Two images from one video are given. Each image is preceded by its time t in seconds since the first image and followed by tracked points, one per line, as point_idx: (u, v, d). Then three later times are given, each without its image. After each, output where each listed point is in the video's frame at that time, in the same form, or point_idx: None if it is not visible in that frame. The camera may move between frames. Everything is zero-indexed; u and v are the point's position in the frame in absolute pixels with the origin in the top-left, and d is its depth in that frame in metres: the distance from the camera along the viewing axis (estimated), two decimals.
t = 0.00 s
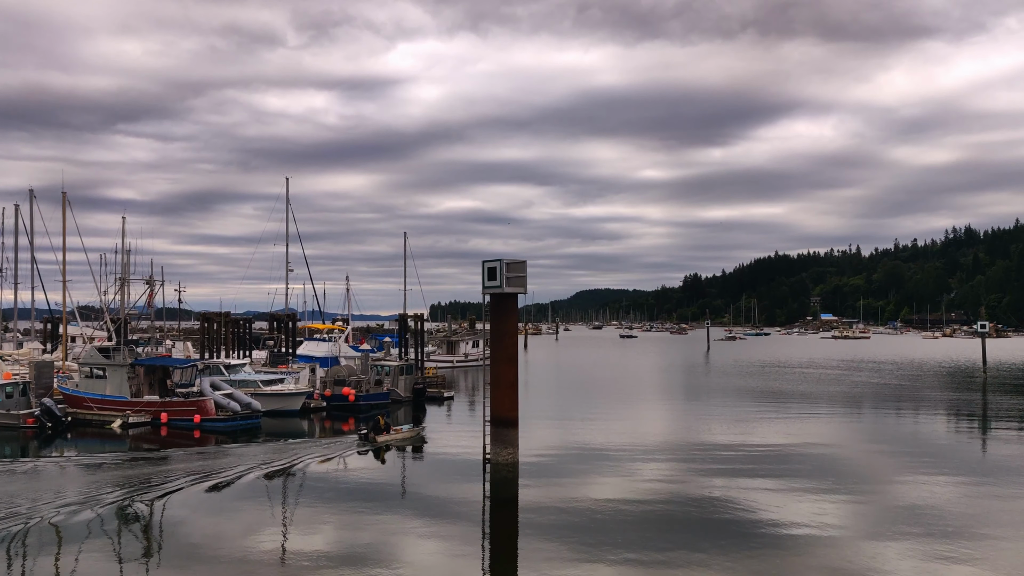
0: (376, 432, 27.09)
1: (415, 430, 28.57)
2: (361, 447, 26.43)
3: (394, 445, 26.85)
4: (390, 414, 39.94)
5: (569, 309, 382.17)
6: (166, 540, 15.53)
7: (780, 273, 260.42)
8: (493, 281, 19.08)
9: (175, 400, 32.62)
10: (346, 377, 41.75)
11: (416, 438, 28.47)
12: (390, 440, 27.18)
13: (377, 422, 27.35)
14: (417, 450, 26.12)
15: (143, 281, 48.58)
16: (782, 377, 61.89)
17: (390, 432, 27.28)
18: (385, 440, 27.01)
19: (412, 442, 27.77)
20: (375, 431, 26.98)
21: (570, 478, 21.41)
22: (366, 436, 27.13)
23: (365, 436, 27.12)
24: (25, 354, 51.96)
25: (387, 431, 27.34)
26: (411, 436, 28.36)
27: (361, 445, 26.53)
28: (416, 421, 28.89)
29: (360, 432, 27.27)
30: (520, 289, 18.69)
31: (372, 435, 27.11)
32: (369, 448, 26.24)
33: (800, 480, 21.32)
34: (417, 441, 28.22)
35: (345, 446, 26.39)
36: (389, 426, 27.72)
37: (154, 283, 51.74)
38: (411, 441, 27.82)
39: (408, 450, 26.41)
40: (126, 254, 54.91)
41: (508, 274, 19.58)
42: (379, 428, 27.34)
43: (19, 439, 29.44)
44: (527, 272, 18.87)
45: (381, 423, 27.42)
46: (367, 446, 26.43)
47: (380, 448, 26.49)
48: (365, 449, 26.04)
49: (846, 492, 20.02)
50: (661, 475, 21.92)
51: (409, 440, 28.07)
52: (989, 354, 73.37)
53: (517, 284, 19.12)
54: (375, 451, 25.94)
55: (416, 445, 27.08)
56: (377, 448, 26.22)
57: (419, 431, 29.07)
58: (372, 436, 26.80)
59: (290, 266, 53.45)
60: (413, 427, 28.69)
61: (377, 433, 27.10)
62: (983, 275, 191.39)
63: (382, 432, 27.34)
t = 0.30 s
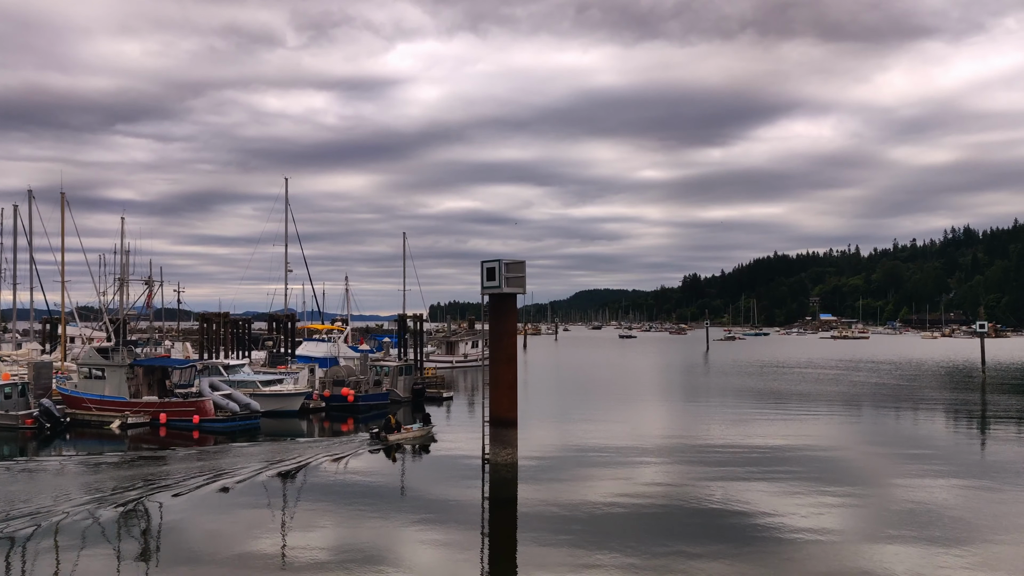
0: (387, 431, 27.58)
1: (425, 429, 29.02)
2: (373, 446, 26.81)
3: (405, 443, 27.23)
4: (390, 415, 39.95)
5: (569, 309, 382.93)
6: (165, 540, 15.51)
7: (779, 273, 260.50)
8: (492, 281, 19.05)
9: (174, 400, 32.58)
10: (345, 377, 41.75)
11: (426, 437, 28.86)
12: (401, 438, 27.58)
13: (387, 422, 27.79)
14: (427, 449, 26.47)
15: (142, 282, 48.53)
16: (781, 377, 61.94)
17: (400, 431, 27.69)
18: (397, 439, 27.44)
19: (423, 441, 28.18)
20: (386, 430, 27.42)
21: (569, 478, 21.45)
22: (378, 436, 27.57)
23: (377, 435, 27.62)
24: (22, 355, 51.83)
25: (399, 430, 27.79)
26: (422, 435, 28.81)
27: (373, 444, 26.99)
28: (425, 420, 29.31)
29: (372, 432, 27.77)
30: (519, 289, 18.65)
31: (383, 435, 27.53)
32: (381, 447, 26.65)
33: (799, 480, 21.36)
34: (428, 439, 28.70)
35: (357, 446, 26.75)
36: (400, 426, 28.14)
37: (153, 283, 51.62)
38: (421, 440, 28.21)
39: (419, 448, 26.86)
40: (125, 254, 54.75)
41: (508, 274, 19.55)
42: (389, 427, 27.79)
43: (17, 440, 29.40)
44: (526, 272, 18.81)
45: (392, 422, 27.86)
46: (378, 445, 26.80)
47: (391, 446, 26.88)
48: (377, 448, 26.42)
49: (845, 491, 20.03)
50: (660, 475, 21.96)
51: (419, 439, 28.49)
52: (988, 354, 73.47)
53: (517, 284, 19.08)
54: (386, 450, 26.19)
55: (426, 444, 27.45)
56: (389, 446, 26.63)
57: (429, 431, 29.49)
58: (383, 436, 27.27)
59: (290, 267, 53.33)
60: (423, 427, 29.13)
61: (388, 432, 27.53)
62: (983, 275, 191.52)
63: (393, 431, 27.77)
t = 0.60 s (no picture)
0: (398, 429, 27.89)
1: (436, 428, 29.31)
2: (384, 445, 27.11)
3: (416, 442, 27.50)
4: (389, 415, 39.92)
5: (569, 309, 383.14)
6: (164, 540, 15.52)
7: (778, 273, 260.61)
8: (491, 282, 19.02)
9: (173, 400, 32.50)
10: (344, 377, 41.82)
11: (436, 436, 29.13)
12: (411, 437, 27.85)
13: (399, 421, 28.06)
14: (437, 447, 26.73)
15: (141, 282, 48.48)
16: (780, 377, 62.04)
17: (412, 429, 27.96)
18: (407, 438, 27.74)
19: (433, 440, 28.44)
20: (398, 429, 27.74)
21: (568, 478, 21.45)
22: (390, 434, 27.88)
23: (388, 433, 27.94)
24: (21, 355, 51.75)
25: (409, 429, 28.09)
26: (432, 434, 29.12)
27: (384, 442, 27.30)
28: (435, 418, 29.54)
29: (383, 430, 28.06)
30: (518, 290, 18.62)
31: (394, 433, 27.83)
32: (393, 446, 26.94)
33: (799, 480, 21.36)
34: (438, 438, 29.00)
35: (369, 445, 27.05)
36: (411, 425, 28.41)
37: (152, 283, 51.57)
38: (432, 439, 28.51)
39: (430, 447, 27.15)
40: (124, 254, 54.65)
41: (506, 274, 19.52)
42: (400, 426, 28.09)
43: (16, 441, 29.36)
44: (525, 272, 18.79)
45: (403, 421, 28.16)
46: (389, 444, 27.10)
47: (402, 445, 27.20)
48: (387, 447, 26.71)
49: (844, 492, 20.01)
50: (660, 475, 21.96)
51: (429, 438, 28.78)
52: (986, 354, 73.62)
53: (516, 285, 19.04)
54: (396, 449, 26.44)
55: (436, 442, 27.70)
56: (401, 445, 26.92)
57: (439, 429, 29.78)
58: (394, 434, 27.58)
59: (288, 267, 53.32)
60: (434, 425, 29.40)
61: (399, 431, 27.80)
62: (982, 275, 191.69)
63: (404, 430, 28.05)
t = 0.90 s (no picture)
0: (410, 428, 28.09)
1: (445, 426, 29.50)
2: (395, 443, 27.30)
3: (426, 441, 27.68)
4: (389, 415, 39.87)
5: (569, 309, 383.46)
6: (164, 540, 15.48)
7: (778, 273, 260.68)
8: (491, 282, 18.98)
9: (172, 400, 32.48)
10: (344, 377, 41.86)
11: (445, 435, 29.29)
12: (423, 436, 28.02)
13: (411, 419, 28.18)
14: (446, 446, 26.92)
15: (140, 282, 48.47)
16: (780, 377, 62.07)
17: (423, 428, 28.12)
18: (418, 436, 27.96)
19: (443, 439, 28.65)
20: (409, 428, 27.95)
21: (568, 478, 21.45)
22: (402, 431, 28.07)
23: (399, 432, 28.15)
24: (20, 355, 51.69)
25: (420, 427, 28.30)
26: (441, 433, 29.33)
27: (395, 441, 27.52)
28: (446, 417, 29.68)
29: (395, 428, 28.25)
30: (518, 290, 18.58)
31: (406, 431, 28.02)
32: (404, 444, 27.12)
33: (798, 480, 21.37)
34: (448, 437, 29.19)
35: (380, 444, 27.24)
36: (422, 423, 28.55)
37: (151, 283, 51.54)
38: (442, 438, 28.76)
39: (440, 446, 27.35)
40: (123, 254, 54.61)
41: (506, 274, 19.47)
42: (412, 425, 28.31)
43: (15, 441, 29.32)
44: (525, 272, 18.74)
45: (415, 419, 28.36)
46: (400, 443, 27.27)
47: (413, 443, 27.43)
48: (399, 445, 26.88)
49: (842, 491, 20.09)
50: (659, 475, 21.97)
51: (439, 437, 28.98)
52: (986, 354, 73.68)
53: (516, 285, 18.99)
54: (407, 448, 26.63)
55: (445, 441, 27.86)
56: (411, 444, 27.08)
57: (448, 427, 29.95)
58: (406, 433, 27.78)
59: (288, 266, 53.32)
60: (443, 423, 29.61)
61: (410, 429, 27.95)
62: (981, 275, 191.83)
63: (415, 428, 28.26)
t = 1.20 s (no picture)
0: (420, 426, 28.15)
1: (455, 425, 29.54)
2: (407, 441, 27.46)
3: (437, 440, 27.79)
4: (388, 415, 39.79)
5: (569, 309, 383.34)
6: (163, 540, 15.43)
7: (778, 274, 260.78)
8: (491, 282, 18.97)
9: (171, 400, 32.47)
10: (343, 377, 41.83)
11: (455, 433, 29.38)
12: (434, 434, 28.21)
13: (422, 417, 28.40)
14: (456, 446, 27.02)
15: (140, 282, 48.43)
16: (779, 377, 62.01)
17: (434, 427, 28.36)
18: (429, 435, 28.05)
19: (454, 437, 28.73)
20: (420, 426, 28.03)
21: (568, 478, 21.44)
22: (413, 430, 28.24)
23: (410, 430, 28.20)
24: (19, 355, 51.67)
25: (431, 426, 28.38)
26: (452, 431, 29.39)
27: (406, 439, 27.59)
28: (456, 415, 29.80)
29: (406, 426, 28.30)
30: (518, 290, 18.55)
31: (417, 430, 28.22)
32: (415, 442, 27.30)
33: (798, 480, 21.34)
34: (458, 435, 29.29)
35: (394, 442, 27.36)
36: (433, 421, 28.77)
37: (150, 283, 51.55)
38: (452, 436, 28.88)
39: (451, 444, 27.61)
40: (123, 254, 54.56)
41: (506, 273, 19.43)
42: (423, 423, 28.38)
43: (15, 441, 29.30)
44: (525, 273, 18.72)
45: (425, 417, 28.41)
46: (412, 441, 27.45)
47: (425, 442, 27.51)
48: (411, 444, 27.00)
49: (842, 491, 20.06)
50: (659, 475, 21.94)
51: (450, 435, 29.15)
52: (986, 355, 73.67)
53: (516, 285, 18.95)
54: (419, 446, 26.79)
55: (456, 440, 28.00)
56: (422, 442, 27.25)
57: (458, 426, 30.03)
58: (417, 431, 27.85)
59: (287, 266, 53.32)
60: (454, 422, 29.74)
61: (421, 428, 28.13)
62: (981, 275, 191.94)
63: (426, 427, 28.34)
